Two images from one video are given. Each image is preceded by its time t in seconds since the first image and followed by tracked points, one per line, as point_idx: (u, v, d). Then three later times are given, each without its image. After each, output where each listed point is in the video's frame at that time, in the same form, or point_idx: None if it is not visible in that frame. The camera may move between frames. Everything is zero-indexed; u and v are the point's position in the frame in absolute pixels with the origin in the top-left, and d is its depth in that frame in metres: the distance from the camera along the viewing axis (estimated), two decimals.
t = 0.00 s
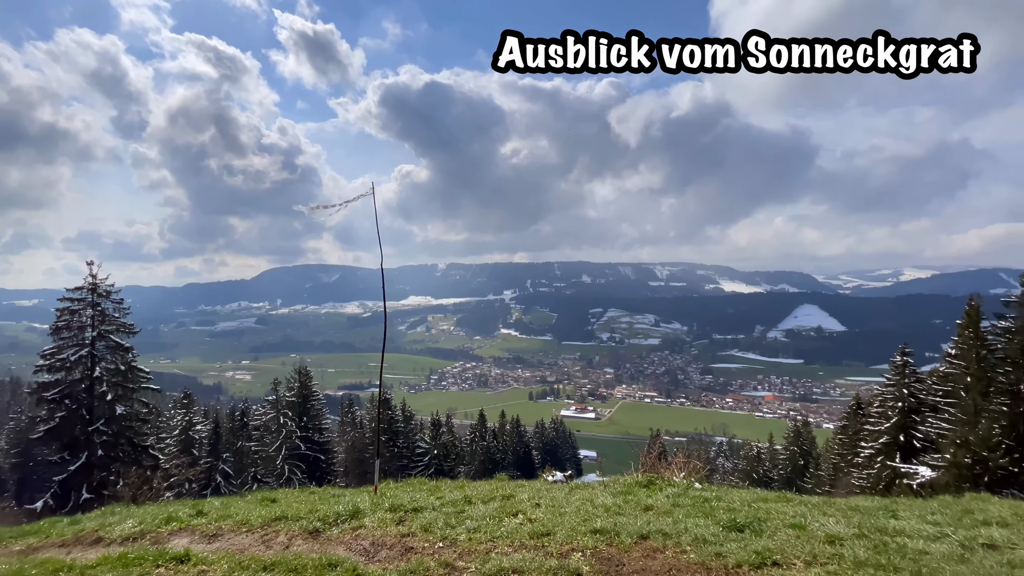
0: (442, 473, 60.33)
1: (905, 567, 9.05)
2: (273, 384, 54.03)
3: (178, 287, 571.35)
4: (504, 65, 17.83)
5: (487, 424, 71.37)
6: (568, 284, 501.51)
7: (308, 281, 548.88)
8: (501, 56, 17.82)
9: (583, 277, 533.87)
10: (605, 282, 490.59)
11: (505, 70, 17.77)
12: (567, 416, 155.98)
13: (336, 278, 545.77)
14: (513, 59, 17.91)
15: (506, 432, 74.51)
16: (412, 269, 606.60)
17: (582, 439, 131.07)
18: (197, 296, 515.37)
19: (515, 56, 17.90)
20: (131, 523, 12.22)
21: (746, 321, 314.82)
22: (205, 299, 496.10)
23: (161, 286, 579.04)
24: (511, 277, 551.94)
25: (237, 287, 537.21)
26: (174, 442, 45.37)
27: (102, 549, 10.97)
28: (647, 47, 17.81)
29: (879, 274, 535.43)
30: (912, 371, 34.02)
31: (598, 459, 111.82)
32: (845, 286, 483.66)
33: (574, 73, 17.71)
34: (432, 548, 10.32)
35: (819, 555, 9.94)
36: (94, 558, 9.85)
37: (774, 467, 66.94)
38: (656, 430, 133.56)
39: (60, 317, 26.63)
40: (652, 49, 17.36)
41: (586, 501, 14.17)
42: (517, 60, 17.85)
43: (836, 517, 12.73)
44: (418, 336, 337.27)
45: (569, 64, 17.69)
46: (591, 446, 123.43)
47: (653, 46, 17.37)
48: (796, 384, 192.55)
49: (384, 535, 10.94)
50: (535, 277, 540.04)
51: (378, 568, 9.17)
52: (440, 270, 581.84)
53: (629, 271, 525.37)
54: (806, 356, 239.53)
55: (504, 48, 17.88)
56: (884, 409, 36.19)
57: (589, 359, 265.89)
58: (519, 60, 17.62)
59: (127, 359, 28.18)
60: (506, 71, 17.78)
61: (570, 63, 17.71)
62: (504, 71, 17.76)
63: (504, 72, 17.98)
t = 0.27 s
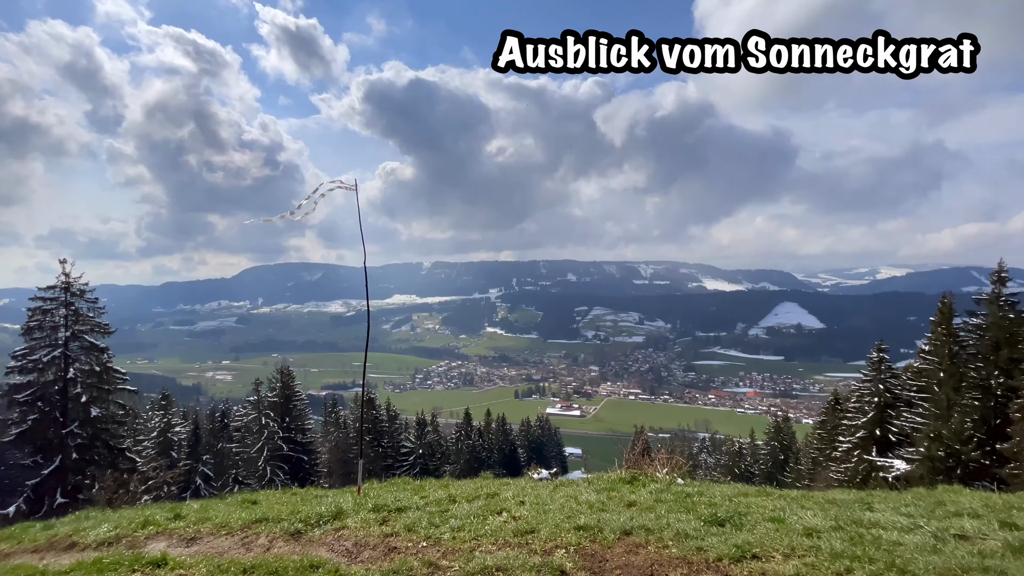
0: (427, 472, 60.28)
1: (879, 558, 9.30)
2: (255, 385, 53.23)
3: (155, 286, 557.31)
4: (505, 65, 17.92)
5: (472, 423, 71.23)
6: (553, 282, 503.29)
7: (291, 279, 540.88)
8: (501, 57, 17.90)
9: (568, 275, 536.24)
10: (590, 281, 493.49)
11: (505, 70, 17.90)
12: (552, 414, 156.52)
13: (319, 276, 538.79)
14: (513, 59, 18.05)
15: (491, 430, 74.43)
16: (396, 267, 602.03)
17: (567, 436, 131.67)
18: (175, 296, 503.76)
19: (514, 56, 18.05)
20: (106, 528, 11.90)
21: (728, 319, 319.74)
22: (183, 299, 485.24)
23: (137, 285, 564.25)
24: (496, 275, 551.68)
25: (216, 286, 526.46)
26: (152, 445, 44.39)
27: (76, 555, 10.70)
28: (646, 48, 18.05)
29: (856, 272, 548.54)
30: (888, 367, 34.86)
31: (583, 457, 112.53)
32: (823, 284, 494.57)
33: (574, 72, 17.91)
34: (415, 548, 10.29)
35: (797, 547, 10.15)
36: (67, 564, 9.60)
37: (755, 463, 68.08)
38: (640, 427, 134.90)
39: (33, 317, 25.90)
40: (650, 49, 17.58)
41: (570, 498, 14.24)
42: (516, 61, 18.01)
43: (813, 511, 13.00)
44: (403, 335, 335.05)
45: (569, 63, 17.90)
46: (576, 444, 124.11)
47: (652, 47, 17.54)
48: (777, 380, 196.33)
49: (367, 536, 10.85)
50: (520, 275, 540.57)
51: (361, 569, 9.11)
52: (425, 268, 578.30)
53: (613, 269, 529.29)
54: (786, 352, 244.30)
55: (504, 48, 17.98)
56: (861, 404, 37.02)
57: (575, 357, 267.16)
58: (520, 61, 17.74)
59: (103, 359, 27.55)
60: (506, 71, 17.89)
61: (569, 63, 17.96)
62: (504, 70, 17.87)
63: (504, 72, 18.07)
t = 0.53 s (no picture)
0: (412, 471, 60.02)
1: (853, 548, 9.57)
2: (236, 385, 52.36)
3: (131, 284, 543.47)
4: (503, 66, 17.69)
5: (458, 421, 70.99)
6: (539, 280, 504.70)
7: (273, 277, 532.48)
8: (500, 57, 17.66)
9: (554, 273, 538.18)
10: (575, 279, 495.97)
11: (503, 71, 17.64)
12: (538, 412, 157.10)
13: (302, 274, 531.52)
14: (511, 59, 17.78)
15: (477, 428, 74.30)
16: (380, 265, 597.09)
17: (553, 434, 132.26)
18: (153, 295, 492.05)
19: (512, 57, 17.80)
20: (80, 533, 11.62)
21: (711, 316, 324.56)
22: (161, 297, 474.24)
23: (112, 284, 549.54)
24: (482, 273, 551.03)
25: (195, 285, 515.59)
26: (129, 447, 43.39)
27: (49, 560, 10.46)
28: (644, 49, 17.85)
29: (834, 271, 561.06)
30: (865, 363, 35.55)
31: (568, 454, 113.31)
32: (802, 282, 505.01)
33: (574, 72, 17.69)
34: (397, 547, 10.27)
35: (775, 540, 10.36)
36: (39, 570, 9.35)
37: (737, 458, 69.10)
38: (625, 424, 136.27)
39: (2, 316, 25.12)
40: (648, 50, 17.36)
41: (553, 494, 14.32)
42: (514, 62, 17.75)
43: (791, 504, 13.28)
44: (387, 334, 332.64)
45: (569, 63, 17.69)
46: (562, 441, 124.83)
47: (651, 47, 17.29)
48: (758, 376, 200.06)
49: (349, 536, 10.78)
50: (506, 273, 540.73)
51: (342, 570, 9.07)
52: (409, 266, 574.63)
53: (598, 267, 532.74)
54: (767, 349, 248.96)
55: (503, 48, 17.74)
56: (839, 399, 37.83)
57: (560, 354, 268.42)
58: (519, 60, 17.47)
59: (77, 360, 26.83)
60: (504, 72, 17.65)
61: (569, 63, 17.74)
62: (502, 71, 17.62)
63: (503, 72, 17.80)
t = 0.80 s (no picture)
0: (397, 470, 59.74)
1: (829, 539, 9.80)
2: (216, 385, 51.44)
3: (106, 282, 528.50)
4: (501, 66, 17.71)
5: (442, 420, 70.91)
6: (524, 279, 505.58)
7: (254, 275, 523.49)
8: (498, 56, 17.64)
9: (539, 271, 539.53)
10: (560, 277, 498.02)
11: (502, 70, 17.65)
12: (523, 410, 157.52)
13: (284, 272, 523.39)
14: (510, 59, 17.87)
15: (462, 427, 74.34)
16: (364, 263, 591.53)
17: (539, 432, 132.83)
18: (128, 294, 479.74)
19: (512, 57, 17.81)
20: (51, 537, 11.30)
21: (694, 314, 329.00)
22: (137, 296, 462.70)
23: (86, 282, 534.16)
24: (467, 272, 549.77)
25: (173, 283, 504.24)
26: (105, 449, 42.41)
27: (18, 566, 10.18)
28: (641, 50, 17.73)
29: (814, 269, 573.30)
30: (842, 359, 36.38)
31: (553, 451, 113.89)
32: (782, 281, 514.81)
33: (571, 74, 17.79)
34: (380, 547, 10.21)
35: (755, 533, 10.55)
36: None
37: (719, 454, 70.14)
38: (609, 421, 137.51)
39: None
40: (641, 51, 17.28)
41: (537, 492, 14.36)
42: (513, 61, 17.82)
43: (770, 498, 13.55)
44: (372, 332, 329.85)
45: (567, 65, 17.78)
46: (547, 438, 125.44)
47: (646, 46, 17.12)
48: (739, 373, 203.60)
49: (331, 537, 10.68)
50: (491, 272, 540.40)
51: (323, 570, 9.02)
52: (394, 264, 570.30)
53: (583, 266, 535.57)
54: (748, 346, 253.29)
55: (503, 47, 17.71)
56: (818, 394, 38.64)
57: (546, 352, 269.36)
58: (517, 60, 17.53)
59: (50, 361, 26.09)
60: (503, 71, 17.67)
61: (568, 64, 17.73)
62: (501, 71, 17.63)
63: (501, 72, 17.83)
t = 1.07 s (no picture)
0: (381, 469, 59.47)
1: (806, 532, 10.01)
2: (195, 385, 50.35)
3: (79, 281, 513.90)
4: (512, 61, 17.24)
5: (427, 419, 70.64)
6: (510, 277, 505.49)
7: (234, 273, 514.03)
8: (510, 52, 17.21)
9: (524, 269, 540.03)
10: (546, 275, 499.08)
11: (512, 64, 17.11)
12: (509, 408, 157.68)
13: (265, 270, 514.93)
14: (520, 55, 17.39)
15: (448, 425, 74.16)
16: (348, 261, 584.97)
17: (524, 429, 133.11)
18: (103, 292, 467.25)
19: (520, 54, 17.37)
20: (21, 543, 10.96)
21: (677, 311, 332.53)
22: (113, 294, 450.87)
23: (58, 281, 518.68)
24: (453, 270, 547.69)
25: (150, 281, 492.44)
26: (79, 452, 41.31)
27: None
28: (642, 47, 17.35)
29: (794, 267, 584.00)
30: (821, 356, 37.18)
31: (539, 448, 114.32)
32: (763, 278, 523.16)
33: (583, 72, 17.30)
34: (362, 547, 10.13)
35: (734, 526, 10.73)
36: None
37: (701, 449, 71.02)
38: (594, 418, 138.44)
39: None
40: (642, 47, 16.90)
41: (521, 489, 14.38)
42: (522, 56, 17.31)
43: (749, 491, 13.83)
44: (356, 331, 326.66)
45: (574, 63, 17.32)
46: (532, 436, 125.81)
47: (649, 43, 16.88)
48: (721, 369, 206.60)
49: (312, 537, 10.58)
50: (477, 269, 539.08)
51: (303, 572, 8.92)
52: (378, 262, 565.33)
53: (569, 264, 537.32)
54: (729, 343, 257.00)
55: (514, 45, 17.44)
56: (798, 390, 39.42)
57: (531, 350, 269.84)
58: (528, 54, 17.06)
59: (23, 362, 25.28)
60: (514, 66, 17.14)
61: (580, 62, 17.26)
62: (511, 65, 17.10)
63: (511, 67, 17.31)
